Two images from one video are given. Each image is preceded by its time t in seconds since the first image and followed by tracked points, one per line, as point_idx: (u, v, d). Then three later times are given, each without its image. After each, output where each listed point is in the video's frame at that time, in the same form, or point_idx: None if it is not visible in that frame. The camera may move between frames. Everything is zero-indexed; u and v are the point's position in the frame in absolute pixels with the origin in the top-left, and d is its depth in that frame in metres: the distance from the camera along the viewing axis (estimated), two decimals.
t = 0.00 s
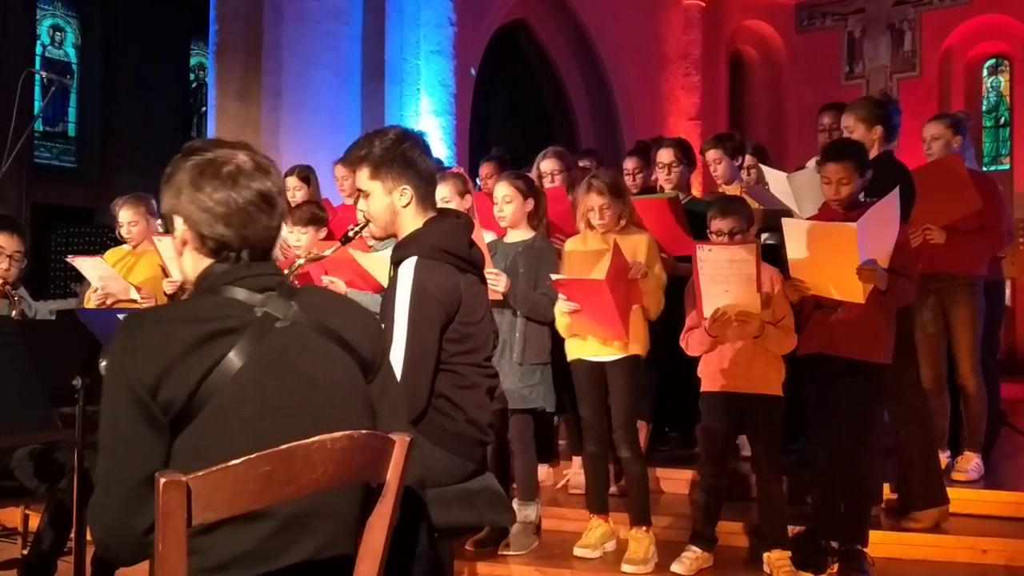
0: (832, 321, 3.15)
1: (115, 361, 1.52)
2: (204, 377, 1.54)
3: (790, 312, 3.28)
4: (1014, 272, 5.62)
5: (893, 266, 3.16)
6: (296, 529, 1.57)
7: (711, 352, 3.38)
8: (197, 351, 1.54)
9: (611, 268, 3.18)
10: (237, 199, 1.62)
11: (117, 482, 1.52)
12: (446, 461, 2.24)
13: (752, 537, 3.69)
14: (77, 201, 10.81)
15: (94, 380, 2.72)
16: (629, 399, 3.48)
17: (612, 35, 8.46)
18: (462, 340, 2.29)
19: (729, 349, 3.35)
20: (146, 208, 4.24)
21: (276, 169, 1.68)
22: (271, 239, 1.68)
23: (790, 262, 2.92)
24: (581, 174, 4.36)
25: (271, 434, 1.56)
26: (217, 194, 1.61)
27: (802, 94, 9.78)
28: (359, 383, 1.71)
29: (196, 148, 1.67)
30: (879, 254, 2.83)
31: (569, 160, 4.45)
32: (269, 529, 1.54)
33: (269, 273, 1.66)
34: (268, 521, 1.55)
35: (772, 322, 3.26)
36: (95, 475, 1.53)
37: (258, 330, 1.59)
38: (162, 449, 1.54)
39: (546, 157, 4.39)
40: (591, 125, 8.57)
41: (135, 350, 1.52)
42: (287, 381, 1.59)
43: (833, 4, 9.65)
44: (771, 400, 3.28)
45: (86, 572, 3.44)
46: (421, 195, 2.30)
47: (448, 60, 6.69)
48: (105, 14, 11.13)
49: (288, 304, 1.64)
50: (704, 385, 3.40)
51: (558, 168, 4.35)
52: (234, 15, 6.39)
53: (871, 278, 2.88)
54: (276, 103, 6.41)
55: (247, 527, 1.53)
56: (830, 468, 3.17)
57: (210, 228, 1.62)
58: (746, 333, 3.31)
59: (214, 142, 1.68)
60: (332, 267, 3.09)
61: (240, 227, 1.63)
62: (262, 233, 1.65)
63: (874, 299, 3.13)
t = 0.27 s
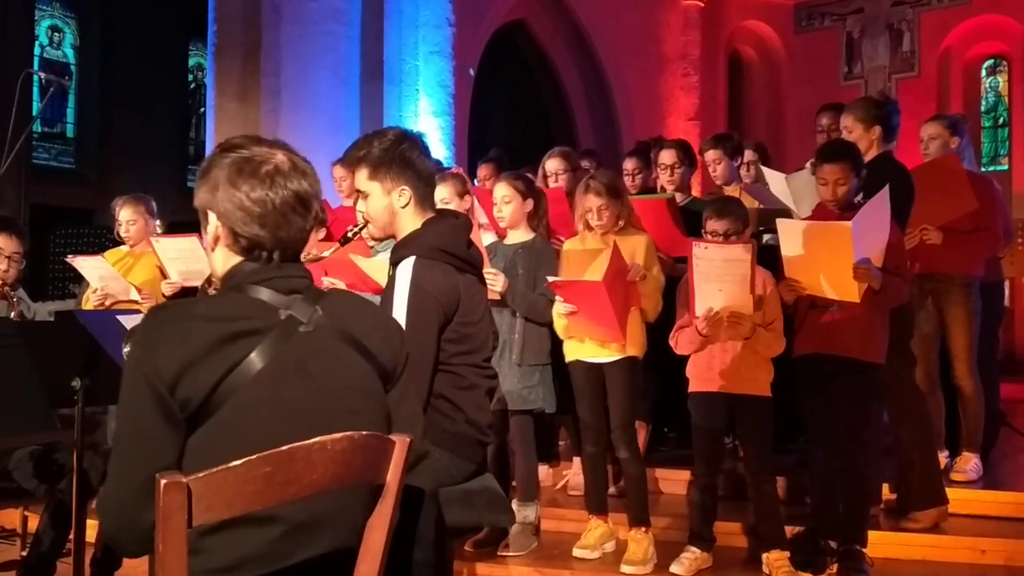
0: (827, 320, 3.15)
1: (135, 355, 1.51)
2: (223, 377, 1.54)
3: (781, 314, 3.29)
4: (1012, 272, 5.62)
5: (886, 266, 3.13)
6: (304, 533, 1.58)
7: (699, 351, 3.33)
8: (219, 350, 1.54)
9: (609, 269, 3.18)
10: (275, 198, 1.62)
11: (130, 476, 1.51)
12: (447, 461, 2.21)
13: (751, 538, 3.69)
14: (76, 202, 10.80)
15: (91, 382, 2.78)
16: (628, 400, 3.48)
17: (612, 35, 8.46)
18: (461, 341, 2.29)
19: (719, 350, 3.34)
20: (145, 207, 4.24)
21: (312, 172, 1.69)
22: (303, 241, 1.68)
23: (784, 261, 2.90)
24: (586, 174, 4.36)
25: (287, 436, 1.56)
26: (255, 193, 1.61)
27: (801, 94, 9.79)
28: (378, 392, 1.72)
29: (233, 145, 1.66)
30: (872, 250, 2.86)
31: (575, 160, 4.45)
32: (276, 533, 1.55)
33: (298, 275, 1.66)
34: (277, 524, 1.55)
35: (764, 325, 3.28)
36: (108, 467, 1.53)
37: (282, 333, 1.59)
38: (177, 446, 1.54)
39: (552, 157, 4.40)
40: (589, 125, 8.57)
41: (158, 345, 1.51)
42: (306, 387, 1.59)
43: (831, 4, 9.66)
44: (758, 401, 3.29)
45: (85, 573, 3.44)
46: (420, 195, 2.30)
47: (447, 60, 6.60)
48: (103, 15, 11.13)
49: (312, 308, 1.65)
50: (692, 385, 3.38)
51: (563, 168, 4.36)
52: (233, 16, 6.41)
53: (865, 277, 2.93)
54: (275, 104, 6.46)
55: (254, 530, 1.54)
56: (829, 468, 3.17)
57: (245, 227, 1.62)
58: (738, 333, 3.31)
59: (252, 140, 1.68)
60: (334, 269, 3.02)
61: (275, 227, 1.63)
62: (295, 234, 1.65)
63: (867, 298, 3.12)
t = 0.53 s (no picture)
0: (825, 320, 3.16)
1: (152, 354, 1.52)
2: (240, 378, 1.55)
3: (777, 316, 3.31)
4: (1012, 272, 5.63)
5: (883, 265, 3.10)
6: (313, 537, 1.59)
7: (696, 351, 3.35)
8: (237, 352, 1.55)
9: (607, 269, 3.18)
10: (294, 201, 1.63)
11: (144, 474, 1.51)
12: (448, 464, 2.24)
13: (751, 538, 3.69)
14: (75, 202, 10.79)
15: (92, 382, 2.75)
16: (627, 400, 3.48)
17: (611, 35, 8.47)
18: (462, 341, 2.29)
19: (716, 352, 3.34)
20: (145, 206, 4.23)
21: (330, 175, 1.70)
22: (320, 244, 1.69)
23: (781, 260, 2.89)
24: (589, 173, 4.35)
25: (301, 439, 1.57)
26: (274, 195, 1.61)
27: (800, 94, 9.79)
28: (391, 397, 1.72)
29: (252, 146, 1.66)
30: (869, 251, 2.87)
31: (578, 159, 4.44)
32: (289, 536, 1.56)
33: (314, 279, 1.67)
34: (287, 527, 1.56)
35: (761, 326, 3.31)
36: (123, 463, 1.52)
37: (298, 336, 1.59)
38: (191, 445, 1.54)
39: (556, 157, 4.41)
40: (589, 125, 8.57)
41: (175, 345, 1.52)
42: (323, 392, 1.60)
43: (831, 4, 9.66)
44: (752, 401, 3.29)
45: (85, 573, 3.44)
46: (420, 196, 2.30)
47: (446, 60, 6.65)
48: (102, 15, 11.12)
49: (329, 312, 1.65)
50: (688, 385, 3.38)
51: (567, 167, 4.37)
52: (232, 17, 6.26)
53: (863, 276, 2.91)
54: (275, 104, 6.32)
55: (266, 533, 1.54)
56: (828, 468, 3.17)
57: (263, 229, 1.62)
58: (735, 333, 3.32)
59: (271, 141, 1.69)
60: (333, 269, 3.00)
61: (293, 230, 1.63)
62: (313, 237, 1.66)
63: (864, 299, 3.13)
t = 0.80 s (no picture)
0: (826, 319, 3.16)
1: (158, 354, 1.52)
2: (246, 379, 1.55)
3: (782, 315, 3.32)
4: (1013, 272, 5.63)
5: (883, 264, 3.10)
6: (318, 538, 1.59)
7: (702, 352, 3.36)
8: (242, 353, 1.55)
9: (608, 269, 3.19)
10: (300, 202, 1.63)
11: (149, 476, 1.51)
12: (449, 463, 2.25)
13: (752, 538, 3.69)
14: (75, 203, 10.79)
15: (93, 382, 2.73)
16: (627, 400, 3.48)
17: (611, 36, 8.47)
18: (463, 341, 2.30)
19: (721, 350, 3.35)
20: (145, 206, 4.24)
21: (334, 175, 1.70)
22: (324, 245, 1.69)
23: (781, 258, 2.88)
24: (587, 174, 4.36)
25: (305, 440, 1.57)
26: (280, 195, 1.62)
27: (800, 94, 9.79)
28: (394, 397, 1.72)
29: (256, 147, 1.67)
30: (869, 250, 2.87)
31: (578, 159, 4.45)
32: (293, 536, 1.56)
33: (318, 279, 1.67)
34: (292, 527, 1.56)
35: (768, 324, 3.31)
36: (127, 465, 1.53)
37: (303, 337, 1.59)
38: (197, 446, 1.54)
39: (555, 158, 4.42)
40: (590, 125, 8.57)
41: (180, 346, 1.52)
42: (326, 394, 1.60)
43: (831, 4, 9.65)
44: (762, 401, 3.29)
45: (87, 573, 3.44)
46: (421, 196, 2.30)
47: (447, 61, 6.61)
48: (101, 14, 11.11)
49: (333, 312, 1.65)
50: (693, 385, 3.39)
51: (565, 168, 4.37)
52: (232, 18, 6.25)
53: (860, 276, 2.88)
54: (275, 106, 6.36)
55: (269, 533, 1.55)
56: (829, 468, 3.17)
57: (268, 229, 1.62)
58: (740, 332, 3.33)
59: (273, 142, 1.69)
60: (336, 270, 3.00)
61: (299, 230, 1.64)
62: (318, 237, 1.67)
63: (864, 298, 3.13)
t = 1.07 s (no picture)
0: (832, 319, 3.16)
1: (154, 357, 1.52)
2: (242, 381, 1.55)
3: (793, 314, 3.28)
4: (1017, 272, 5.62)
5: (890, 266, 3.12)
6: (319, 537, 1.60)
7: (715, 354, 3.39)
8: (237, 354, 1.55)
9: (614, 268, 3.20)
10: (290, 200, 1.64)
11: (149, 479, 1.52)
12: (453, 463, 2.25)
13: (756, 538, 3.69)
14: (80, 204, 10.81)
15: (99, 384, 2.73)
16: (632, 400, 3.48)
17: (614, 36, 8.46)
18: (467, 341, 2.29)
19: (734, 349, 3.37)
20: (146, 207, 4.27)
21: (324, 175, 1.71)
22: (316, 244, 1.70)
23: (787, 256, 2.88)
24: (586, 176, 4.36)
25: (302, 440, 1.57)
26: (270, 195, 1.63)
27: (803, 94, 9.77)
28: (392, 394, 1.72)
29: (245, 150, 1.68)
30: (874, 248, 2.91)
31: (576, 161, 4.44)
32: (296, 535, 1.56)
33: (311, 280, 1.67)
34: (295, 527, 1.57)
35: (780, 324, 3.27)
36: (127, 468, 1.53)
37: (298, 337, 1.59)
38: (196, 448, 1.54)
39: (552, 159, 4.40)
40: (593, 126, 8.58)
41: (176, 349, 1.52)
42: (322, 394, 1.60)
43: (834, 4, 9.63)
44: (775, 401, 3.30)
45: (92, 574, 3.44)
46: (425, 197, 2.31)
47: (450, 62, 6.72)
48: (105, 15, 11.11)
49: (328, 312, 1.65)
50: (708, 387, 3.40)
51: (563, 170, 4.36)
52: (236, 18, 6.27)
53: (867, 275, 2.88)
54: (279, 106, 6.31)
55: (271, 533, 1.55)
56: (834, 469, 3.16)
57: (260, 230, 1.63)
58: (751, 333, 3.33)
59: (262, 145, 1.70)
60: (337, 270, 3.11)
61: (290, 229, 1.64)
62: (310, 236, 1.67)
63: (870, 298, 3.14)
